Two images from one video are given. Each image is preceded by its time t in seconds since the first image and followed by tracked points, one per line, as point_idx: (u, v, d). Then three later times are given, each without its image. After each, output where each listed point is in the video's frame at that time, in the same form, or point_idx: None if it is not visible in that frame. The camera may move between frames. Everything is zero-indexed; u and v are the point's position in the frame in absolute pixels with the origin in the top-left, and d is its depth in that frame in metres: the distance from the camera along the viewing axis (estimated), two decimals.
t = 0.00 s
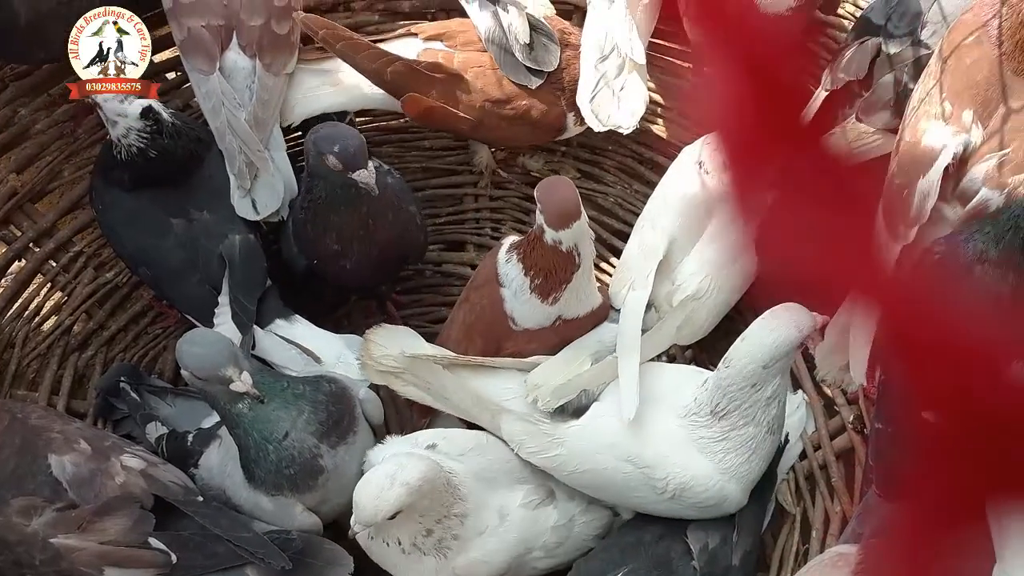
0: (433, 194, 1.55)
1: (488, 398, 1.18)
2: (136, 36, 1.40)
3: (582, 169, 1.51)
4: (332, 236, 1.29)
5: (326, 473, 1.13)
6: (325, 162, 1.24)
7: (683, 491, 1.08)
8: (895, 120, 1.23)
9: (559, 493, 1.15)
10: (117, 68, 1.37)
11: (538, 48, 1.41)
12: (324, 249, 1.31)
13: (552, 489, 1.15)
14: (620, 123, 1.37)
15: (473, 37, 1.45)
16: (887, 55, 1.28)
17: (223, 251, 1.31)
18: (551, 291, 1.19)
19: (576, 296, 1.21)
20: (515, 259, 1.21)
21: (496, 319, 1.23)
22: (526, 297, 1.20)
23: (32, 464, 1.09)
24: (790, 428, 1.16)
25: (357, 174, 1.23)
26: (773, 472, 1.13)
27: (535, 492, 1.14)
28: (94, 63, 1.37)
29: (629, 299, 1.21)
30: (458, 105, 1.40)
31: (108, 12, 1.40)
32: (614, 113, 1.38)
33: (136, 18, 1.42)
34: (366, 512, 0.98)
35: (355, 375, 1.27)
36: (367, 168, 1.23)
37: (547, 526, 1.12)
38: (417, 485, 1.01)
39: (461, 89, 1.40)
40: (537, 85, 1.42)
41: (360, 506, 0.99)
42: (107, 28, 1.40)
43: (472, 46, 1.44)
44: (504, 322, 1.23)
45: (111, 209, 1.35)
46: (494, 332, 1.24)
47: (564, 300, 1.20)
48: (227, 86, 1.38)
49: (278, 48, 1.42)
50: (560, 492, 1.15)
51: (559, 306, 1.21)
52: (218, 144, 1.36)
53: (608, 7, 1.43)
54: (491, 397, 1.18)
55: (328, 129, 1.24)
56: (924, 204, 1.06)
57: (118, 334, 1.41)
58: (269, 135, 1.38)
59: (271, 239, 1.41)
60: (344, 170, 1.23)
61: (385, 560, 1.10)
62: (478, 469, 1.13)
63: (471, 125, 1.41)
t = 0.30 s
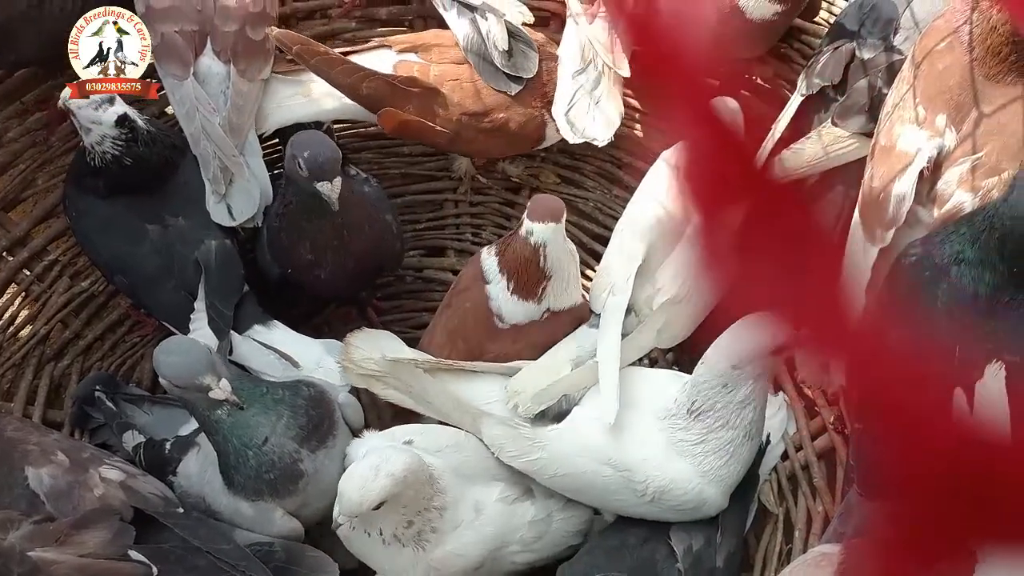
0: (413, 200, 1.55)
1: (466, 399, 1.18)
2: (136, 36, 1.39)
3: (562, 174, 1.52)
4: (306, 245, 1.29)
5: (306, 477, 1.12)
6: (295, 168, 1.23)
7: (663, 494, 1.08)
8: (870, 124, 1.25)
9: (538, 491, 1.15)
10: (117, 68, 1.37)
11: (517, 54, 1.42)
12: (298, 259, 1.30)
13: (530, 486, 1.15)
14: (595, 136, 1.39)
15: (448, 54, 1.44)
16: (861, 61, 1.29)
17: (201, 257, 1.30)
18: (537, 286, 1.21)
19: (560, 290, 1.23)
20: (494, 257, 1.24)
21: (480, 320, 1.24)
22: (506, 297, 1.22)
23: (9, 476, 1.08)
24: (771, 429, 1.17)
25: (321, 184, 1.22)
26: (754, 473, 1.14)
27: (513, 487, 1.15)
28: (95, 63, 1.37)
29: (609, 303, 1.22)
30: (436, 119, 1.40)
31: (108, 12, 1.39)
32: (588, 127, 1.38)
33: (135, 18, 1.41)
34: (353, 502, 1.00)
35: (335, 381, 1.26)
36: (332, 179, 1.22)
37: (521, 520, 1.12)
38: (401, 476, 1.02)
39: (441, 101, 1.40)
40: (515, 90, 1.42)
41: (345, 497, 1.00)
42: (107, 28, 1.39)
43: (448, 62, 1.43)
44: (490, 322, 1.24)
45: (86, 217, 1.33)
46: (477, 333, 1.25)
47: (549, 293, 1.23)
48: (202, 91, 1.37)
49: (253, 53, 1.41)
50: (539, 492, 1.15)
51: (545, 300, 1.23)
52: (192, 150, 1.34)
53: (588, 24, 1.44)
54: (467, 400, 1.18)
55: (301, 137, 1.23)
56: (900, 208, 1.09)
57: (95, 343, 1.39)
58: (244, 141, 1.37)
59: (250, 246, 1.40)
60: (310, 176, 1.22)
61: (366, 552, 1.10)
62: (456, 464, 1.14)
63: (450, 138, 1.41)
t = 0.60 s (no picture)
0: (403, 196, 1.55)
1: (450, 392, 1.18)
2: (136, 36, 1.33)
3: (553, 171, 1.51)
4: (309, 247, 1.29)
5: (295, 478, 1.12)
6: (324, 180, 1.25)
7: (639, 489, 1.08)
8: (859, 121, 1.24)
9: (526, 487, 1.15)
10: (117, 68, 1.30)
11: (506, 51, 1.41)
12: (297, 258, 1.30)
13: (519, 482, 1.16)
14: (605, 134, 1.38)
15: (430, 49, 1.45)
16: (850, 58, 1.29)
17: (189, 254, 1.29)
18: (531, 272, 1.29)
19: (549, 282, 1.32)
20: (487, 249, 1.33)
21: (475, 304, 1.29)
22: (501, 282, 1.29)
23: None
24: (760, 427, 1.16)
25: (358, 188, 1.26)
26: (744, 469, 1.14)
27: (501, 485, 1.15)
28: (94, 63, 1.29)
29: (596, 298, 1.23)
30: (428, 110, 1.40)
31: (107, 11, 1.31)
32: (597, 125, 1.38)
33: (135, 17, 1.34)
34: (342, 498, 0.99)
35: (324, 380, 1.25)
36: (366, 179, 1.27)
37: (512, 516, 1.12)
38: (389, 474, 1.03)
39: (432, 93, 1.40)
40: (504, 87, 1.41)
41: (333, 492, 1.00)
42: (107, 28, 1.31)
43: (430, 58, 1.44)
44: (483, 305, 1.29)
45: (72, 213, 1.32)
46: (469, 317, 1.28)
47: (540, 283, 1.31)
48: (191, 91, 1.36)
49: (242, 53, 1.41)
50: (528, 488, 1.15)
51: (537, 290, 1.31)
52: (182, 151, 1.33)
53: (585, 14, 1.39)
54: (451, 394, 1.18)
55: (319, 148, 1.26)
56: (889, 205, 1.09)
57: (82, 341, 1.38)
58: (233, 142, 1.37)
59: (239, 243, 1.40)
60: (346, 184, 1.25)
61: (353, 556, 1.09)
62: (444, 464, 1.14)
63: (443, 131, 1.40)
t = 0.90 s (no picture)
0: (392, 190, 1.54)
1: (435, 388, 1.18)
2: (136, 36, 1.34)
3: (542, 165, 1.51)
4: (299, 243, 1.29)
5: (283, 474, 1.12)
6: (376, 202, 1.32)
7: (627, 485, 1.08)
8: (847, 115, 1.24)
9: (514, 482, 1.15)
10: (116, 68, 1.32)
11: (493, 48, 1.41)
12: (302, 263, 1.32)
13: (506, 478, 1.16)
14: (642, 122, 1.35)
15: (417, 41, 1.44)
16: (838, 52, 1.28)
17: (175, 248, 1.28)
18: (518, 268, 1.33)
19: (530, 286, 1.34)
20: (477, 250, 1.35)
21: (463, 297, 1.30)
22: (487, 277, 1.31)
23: None
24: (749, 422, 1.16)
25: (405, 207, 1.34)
26: (733, 463, 1.14)
27: (488, 481, 1.15)
28: (95, 63, 1.31)
29: (582, 294, 1.24)
30: (415, 102, 1.39)
31: (107, 11, 1.33)
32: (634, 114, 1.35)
33: (135, 17, 1.35)
34: (328, 495, 0.99)
35: (312, 375, 1.24)
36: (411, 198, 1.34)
37: (499, 511, 1.12)
38: (377, 471, 1.02)
39: (419, 85, 1.39)
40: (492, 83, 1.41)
41: (319, 490, 0.99)
42: (107, 28, 1.33)
43: (417, 49, 1.43)
44: (470, 297, 1.30)
45: (55, 208, 1.31)
46: (456, 310, 1.29)
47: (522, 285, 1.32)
48: (178, 82, 1.36)
49: (229, 44, 1.40)
50: (517, 483, 1.15)
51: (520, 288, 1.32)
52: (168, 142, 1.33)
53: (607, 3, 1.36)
54: (436, 389, 1.17)
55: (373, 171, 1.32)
56: (877, 200, 1.09)
57: (67, 335, 1.37)
58: (221, 133, 1.36)
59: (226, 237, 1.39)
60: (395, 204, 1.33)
61: (339, 557, 1.09)
62: (431, 462, 1.14)
63: (431, 123, 1.40)
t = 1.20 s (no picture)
0: (386, 154, 1.53)
1: (442, 356, 1.17)
2: (136, 35, 1.26)
3: (537, 129, 1.50)
4: (296, 210, 1.29)
5: (283, 438, 1.12)
6: (299, 141, 1.25)
7: (636, 457, 1.09)
8: (845, 79, 1.23)
9: (513, 449, 1.17)
10: (116, 69, 1.25)
11: (484, 11, 1.38)
12: (288, 223, 1.30)
13: (505, 445, 1.17)
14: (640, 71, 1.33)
15: (408, 4, 1.43)
16: (837, 15, 1.28)
17: (169, 214, 1.27)
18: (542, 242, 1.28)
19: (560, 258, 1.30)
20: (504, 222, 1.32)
21: (490, 275, 1.27)
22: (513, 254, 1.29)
23: None
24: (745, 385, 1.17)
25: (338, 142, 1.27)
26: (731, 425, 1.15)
27: (485, 449, 1.16)
28: (94, 64, 1.25)
29: (592, 260, 1.23)
30: (407, 67, 1.37)
31: (107, 10, 1.25)
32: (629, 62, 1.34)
33: (136, 16, 1.27)
34: (327, 458, 0.99)
35: (311, 338, 1.25)
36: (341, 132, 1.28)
37: (497, 474, 1.13)
38: (375, 436, 1.03)
39: (410, 49, 1.37)
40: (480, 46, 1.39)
41: (318, 455, 1.00)
42: (106, 27, 1.25)
43: (409, 12, 1.42)
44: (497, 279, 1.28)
45: (47, 173, 1.30)
46: (479, 284, 1.26)
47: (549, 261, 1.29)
48: (165, 45, 1.34)
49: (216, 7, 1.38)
50: (516, 448, 1.17)
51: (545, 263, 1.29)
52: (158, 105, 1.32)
53: None
54: (448, 357, 1.17)
55: (291, 108, 1.26)
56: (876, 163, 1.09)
57: (62, 301, 1.36)
58: (211, 96, 1.35)
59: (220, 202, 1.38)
60: (321, 142, 1.26)
61: (338, 520, 1.10)
62: (430, 431, 1.14)
63: (423, 88, 1.38)
